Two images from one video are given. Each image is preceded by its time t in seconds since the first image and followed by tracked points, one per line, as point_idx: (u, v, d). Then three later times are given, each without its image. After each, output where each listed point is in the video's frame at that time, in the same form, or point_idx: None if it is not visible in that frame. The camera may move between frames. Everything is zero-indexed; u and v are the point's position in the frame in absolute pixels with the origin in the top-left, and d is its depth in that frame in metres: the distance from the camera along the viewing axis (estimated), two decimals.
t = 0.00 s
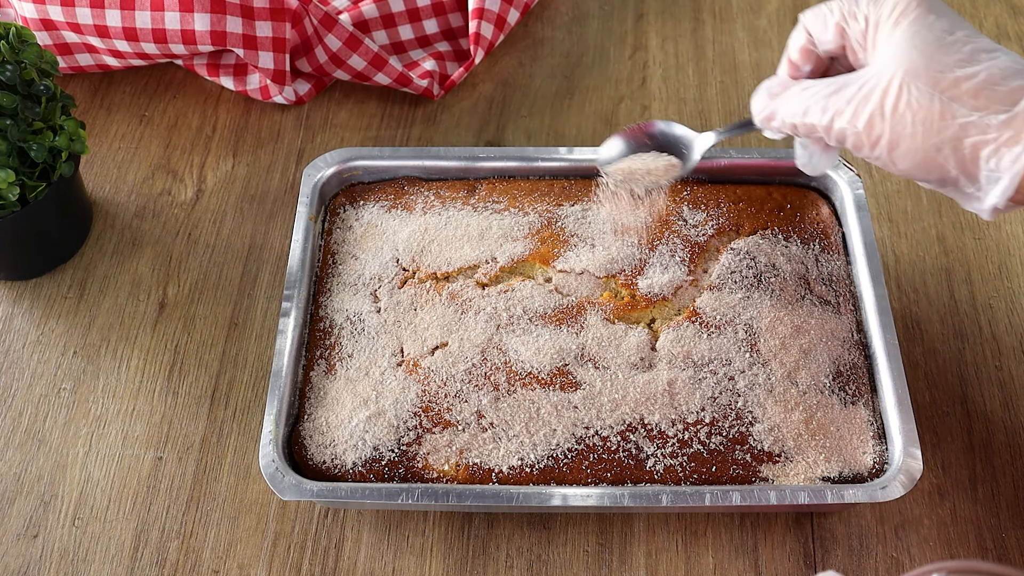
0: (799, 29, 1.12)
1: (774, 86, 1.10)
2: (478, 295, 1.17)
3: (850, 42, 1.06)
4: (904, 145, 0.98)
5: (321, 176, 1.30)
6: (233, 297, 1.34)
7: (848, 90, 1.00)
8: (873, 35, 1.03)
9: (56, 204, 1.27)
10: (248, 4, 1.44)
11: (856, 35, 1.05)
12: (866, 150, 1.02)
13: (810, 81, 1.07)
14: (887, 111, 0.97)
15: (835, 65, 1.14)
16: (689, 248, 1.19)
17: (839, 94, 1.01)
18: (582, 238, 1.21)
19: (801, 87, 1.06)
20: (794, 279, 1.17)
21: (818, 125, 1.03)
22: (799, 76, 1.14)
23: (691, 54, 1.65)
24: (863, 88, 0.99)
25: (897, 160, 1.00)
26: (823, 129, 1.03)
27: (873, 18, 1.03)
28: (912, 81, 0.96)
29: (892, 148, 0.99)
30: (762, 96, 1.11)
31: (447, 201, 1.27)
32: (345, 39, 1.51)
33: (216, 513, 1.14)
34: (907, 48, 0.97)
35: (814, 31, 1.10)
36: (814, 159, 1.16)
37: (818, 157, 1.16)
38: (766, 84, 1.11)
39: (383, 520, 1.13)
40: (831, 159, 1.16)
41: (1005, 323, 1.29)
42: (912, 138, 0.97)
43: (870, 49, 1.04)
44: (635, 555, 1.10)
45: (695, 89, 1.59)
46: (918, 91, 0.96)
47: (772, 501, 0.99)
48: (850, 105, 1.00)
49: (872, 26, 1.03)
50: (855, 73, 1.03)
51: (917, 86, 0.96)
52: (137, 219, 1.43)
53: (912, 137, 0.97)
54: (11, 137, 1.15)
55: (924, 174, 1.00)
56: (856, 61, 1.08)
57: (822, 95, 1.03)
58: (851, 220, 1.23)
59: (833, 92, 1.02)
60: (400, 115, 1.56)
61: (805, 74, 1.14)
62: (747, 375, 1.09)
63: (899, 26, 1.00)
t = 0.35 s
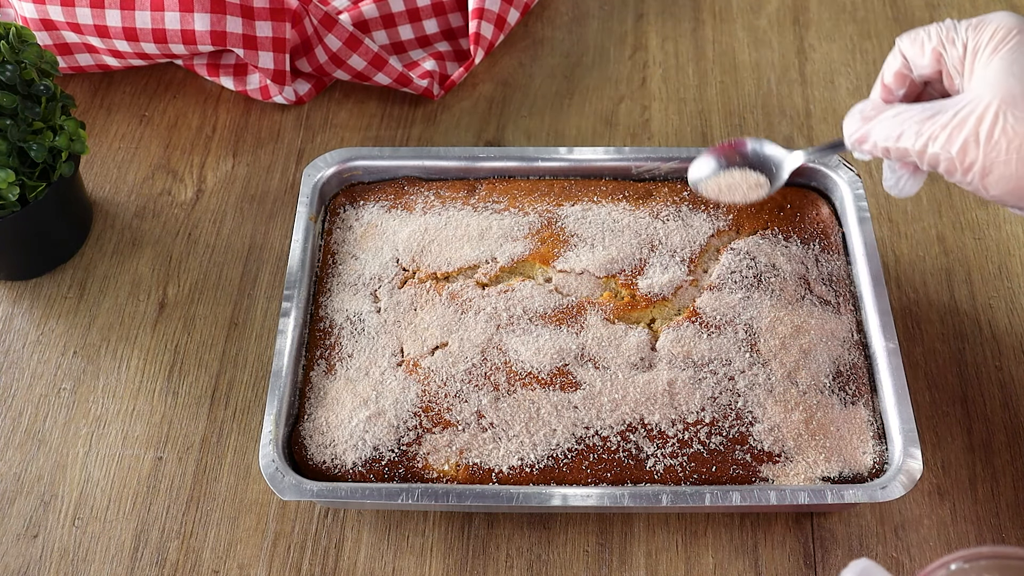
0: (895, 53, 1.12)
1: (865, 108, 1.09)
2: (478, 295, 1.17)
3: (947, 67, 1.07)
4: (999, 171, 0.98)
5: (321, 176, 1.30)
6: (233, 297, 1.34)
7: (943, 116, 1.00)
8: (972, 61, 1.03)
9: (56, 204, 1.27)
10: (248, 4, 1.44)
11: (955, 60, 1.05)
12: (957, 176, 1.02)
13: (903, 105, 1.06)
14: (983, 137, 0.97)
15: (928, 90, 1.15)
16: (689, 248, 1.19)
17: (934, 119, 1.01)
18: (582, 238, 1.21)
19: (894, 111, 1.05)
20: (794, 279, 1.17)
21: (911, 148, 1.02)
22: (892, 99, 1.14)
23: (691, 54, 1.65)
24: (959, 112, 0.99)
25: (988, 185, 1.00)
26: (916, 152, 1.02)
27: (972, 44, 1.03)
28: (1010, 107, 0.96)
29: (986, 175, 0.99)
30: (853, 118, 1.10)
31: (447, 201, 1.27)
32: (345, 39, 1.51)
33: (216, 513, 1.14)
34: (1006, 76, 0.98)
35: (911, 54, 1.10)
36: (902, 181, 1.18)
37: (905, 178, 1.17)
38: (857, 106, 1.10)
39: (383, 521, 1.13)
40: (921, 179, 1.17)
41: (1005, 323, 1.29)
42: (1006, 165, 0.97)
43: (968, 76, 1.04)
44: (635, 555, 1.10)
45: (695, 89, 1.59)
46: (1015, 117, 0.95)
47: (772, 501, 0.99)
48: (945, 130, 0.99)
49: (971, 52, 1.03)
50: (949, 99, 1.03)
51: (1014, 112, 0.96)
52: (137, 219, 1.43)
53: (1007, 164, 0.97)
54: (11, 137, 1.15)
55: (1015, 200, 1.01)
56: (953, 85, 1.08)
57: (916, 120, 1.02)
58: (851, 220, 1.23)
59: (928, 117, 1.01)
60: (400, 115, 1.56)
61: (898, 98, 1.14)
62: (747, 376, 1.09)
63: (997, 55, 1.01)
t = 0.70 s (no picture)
0: (839, 94, 1.13)
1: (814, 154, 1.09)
2: (478, 295, 1.17)
3: (896, 106, 1.08)
4: (962, 209, 0.98)
5: (321, 176, 1.30)
6: (233, 297, 1.34)
7: (898, 157, 1.00)
8: (920, 98, 1.04)
9: (56, 204, 1.27)
10: (248, 4, 1.44)
11: (903, 98, 1.06)
12: (919, 217, 1.01)
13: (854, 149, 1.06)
14: (943, 175, 0.97)
15: (875, 130, 1.16)
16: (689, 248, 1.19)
17: (889, 161, 1.01)
18: (582, 238, 1.21)
19: (845, 155, 1.06)
20: (794, 279, 1.17)
21: (868, 193, 1.02)
22: (839, 143, 1.14)
23: (691, 54, 1.65)
24: (915, 152, 0.99)
25: (952, 225, 1.00)
26: (873, 196, 1.02)
27: (919, 81, 1.04)
28: (967, 143, 0.97)
29: (949, 214, 0.99)
30: (802, 164, 1.10)
31: (447, 201, 1.27)
32: (345, 39, 1.51)
33: (215, 513, 1.14)
34: (958, 112, 0.99)
35: (857, 95, 1.11)
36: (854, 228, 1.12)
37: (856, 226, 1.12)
38: (805, 151, 1.10)
39: (383, 521, 1.13)
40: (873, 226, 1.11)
41: (1005, 323, 1.29)
42: (969, 203, 0.97)
43: (917, 112, 1.05)
44: (635, 555, 1.10)
45: (695, 89, 1.59)
46: (974, 154, 0.96)
47: (772, 501, 0.99)
48: (902, 171, 0.99)
49: (919, 90, 1.04)
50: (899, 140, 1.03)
51: (970, 150, 0.96)
52: (137, 219, 1.43)
53: (970, 202, 0.97)
54: (11, 137, 1.15)
55: (979, 238, 1.00)
56: (902, 124, 1.09)
57: (869, 164, 1.02)
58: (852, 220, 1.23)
59: (881, 160, 1.01)
60: (400, 115, 1.56)
61: (845, 141, 1.14)
62: (747, 375, 1.09)
63: (946, 90, 1.01)
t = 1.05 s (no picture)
0: (811, 103, 1.08)
1: (787, 166, 1.05)
2: (478, 295, 1.17)
3: (870, 116, 1.03)
4: (940, 226, 0.93)
5: (321, 176, 1.30)
6: (233, 297, 1.34)
7: (872, 170, 0.96)
8: (894, 108, 0.99)
9: (55, 204, 1.27)
10: (248, 4, 1.44)
11: (875, 107, 1.01)
12: (896, 232, 0.97)
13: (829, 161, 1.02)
14: (919, 190, 0.92)
15: (849, 137, 1.12)
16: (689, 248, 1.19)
17: (863, 175, 0.96)
18: (582, 238, 1.21)
19: (819, 168, 1.02)
20: (794, 279, 1.17)
21: (844, 208, 0.98)
22: (814, 152, 1.10)
23: (691, 54, 1.65)
24: (890, 167, 0.94)
25: (929, 240, 0.95)
26: (849, 211, 0.98)
27: (893, 90, 0.99)
28: (942, 157, 0.91)
29: (926, 230, 0.94)
30: (776, 177, 1.07)
31: (447, 201, 1.27)
32: (345, 39, 1.51)
33: (215, 513, 1.14)
34: (932, 123, 0.93)
35: (829, 104, 1.06)
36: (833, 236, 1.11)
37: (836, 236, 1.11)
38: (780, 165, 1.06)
39: (383, 520, 1.13)
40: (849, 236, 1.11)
41: (1005, 323, 1.29)
42: (947, 219, 0.92)
43: (892, 123, 1.00)
44: (635, 555, 1.10)
45: (695, 89, 1.59)
46: (951, 168, 0.91)
47: (772, 501, 0.99)
48: (876, 187, 0.95)
49: (892, 99, 0.99)
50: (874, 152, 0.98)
51: (948, 163, 0.91)
52: (137, 219, 1.43)
53: (947, 218, 0.92)
54: (11, 137, 1.15)
55: (959, 253, 0.95)
56: (876, 133, 1.04)
57: (843, 179, 0.98)
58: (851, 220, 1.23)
59: (855, 174, 0.97)
60: (400, 115, 1.56)
61: (819, 150, 1.10)
62: (747, 376, 1.09)
63: (920, 102, 0.96)
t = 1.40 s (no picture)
0: (838, 99, 1.10)
1: (812, 162, 1.07)
2: (478, 295, 1.17)
3: (896, 116, 1.06)
4: (964, 231, 0.94)
5: (321, 176, 1.30)
6: (233, 297, 1.34)
7: (900, 172, 0.97)
8: (922, 108, 1.02)
9: (55, 204, 1.27)
10: (248, 4, 1.44)
11: (905, 107, 1.04)
12: (920, 236, 0.98)
13: (855, 160, 1.04)
14: (942, 194, 0.94)
15: (874, 134, 1.14)
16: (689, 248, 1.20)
17: (891, 175, 0.98)
18: (582, 238, 1.21)
19: (844, 167, 1.04)
20: (794, 280, 1.17)
21: (868, 207, 1.00)
22: (839, 149, 1.10)
23: (691, 54, 1.65)
24: (915, 168, 0.96)
25: (954, 245, 0.96)
26: (874, 211, 1.00)
27: (922, 92, 1.02)
28: (968, 162, 0.93)
29: (950, 234, 0.95)
30: (799, 172, 1.09)
31: (447, 201, 1.27)
32: (345, 39, 1.51)
33: (215, 514, 1.14)
34: (960, 128, 0.95)
35: (857, 101, 1.08)
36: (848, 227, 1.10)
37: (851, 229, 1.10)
38: (804, 160, 1.08)
39: (383, 520, 1.13)
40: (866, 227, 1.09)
41: (1005, 323, 1.29)
42: (971, 224, 0.93)
43: (919, 124, 1.03)
44: (635, 555, 1.10)
45: (695, 89, 1.59)
46: (977, 173, 0.92)
47: (772, 501, 0.99)
48: (902, 188, 0.97)
49: (921, 100, 1.02)
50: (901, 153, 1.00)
51: (975, 168, 0.93)
52: (137, 219, 1.43)
53: (972, 223, 0.93)
54: (11, 137, 1.15)
55: (982, 258, 0.97)
56: (902, 133, 1.08)
57: (870, 178, 1.00)
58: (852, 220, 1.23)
59: (881, 175, 0.99)
60: (400, 115, 1.56)
61: (844, 147, 1.10)
62: (747, 376, 1.09)
63: (949, 105, 0.99)
